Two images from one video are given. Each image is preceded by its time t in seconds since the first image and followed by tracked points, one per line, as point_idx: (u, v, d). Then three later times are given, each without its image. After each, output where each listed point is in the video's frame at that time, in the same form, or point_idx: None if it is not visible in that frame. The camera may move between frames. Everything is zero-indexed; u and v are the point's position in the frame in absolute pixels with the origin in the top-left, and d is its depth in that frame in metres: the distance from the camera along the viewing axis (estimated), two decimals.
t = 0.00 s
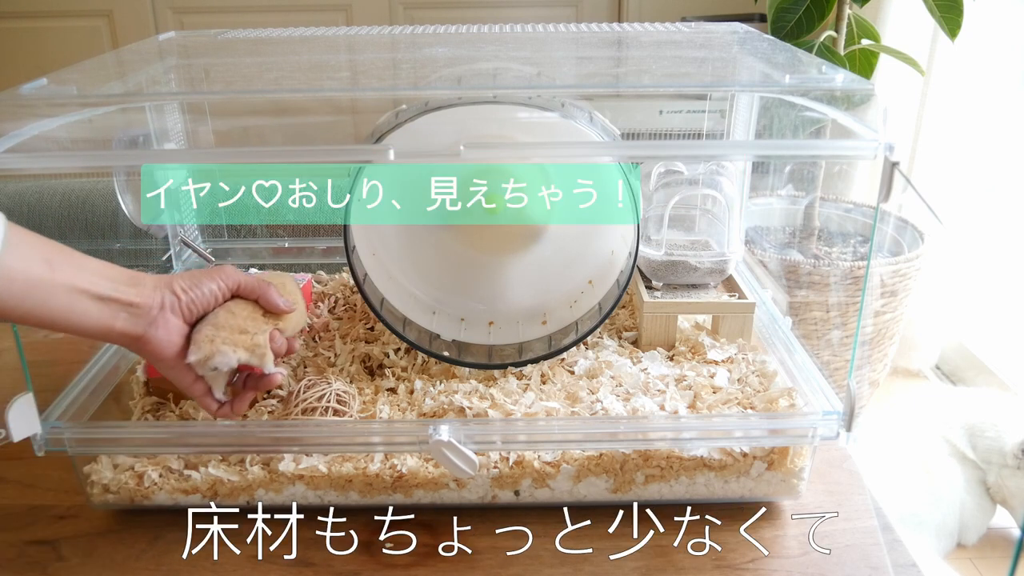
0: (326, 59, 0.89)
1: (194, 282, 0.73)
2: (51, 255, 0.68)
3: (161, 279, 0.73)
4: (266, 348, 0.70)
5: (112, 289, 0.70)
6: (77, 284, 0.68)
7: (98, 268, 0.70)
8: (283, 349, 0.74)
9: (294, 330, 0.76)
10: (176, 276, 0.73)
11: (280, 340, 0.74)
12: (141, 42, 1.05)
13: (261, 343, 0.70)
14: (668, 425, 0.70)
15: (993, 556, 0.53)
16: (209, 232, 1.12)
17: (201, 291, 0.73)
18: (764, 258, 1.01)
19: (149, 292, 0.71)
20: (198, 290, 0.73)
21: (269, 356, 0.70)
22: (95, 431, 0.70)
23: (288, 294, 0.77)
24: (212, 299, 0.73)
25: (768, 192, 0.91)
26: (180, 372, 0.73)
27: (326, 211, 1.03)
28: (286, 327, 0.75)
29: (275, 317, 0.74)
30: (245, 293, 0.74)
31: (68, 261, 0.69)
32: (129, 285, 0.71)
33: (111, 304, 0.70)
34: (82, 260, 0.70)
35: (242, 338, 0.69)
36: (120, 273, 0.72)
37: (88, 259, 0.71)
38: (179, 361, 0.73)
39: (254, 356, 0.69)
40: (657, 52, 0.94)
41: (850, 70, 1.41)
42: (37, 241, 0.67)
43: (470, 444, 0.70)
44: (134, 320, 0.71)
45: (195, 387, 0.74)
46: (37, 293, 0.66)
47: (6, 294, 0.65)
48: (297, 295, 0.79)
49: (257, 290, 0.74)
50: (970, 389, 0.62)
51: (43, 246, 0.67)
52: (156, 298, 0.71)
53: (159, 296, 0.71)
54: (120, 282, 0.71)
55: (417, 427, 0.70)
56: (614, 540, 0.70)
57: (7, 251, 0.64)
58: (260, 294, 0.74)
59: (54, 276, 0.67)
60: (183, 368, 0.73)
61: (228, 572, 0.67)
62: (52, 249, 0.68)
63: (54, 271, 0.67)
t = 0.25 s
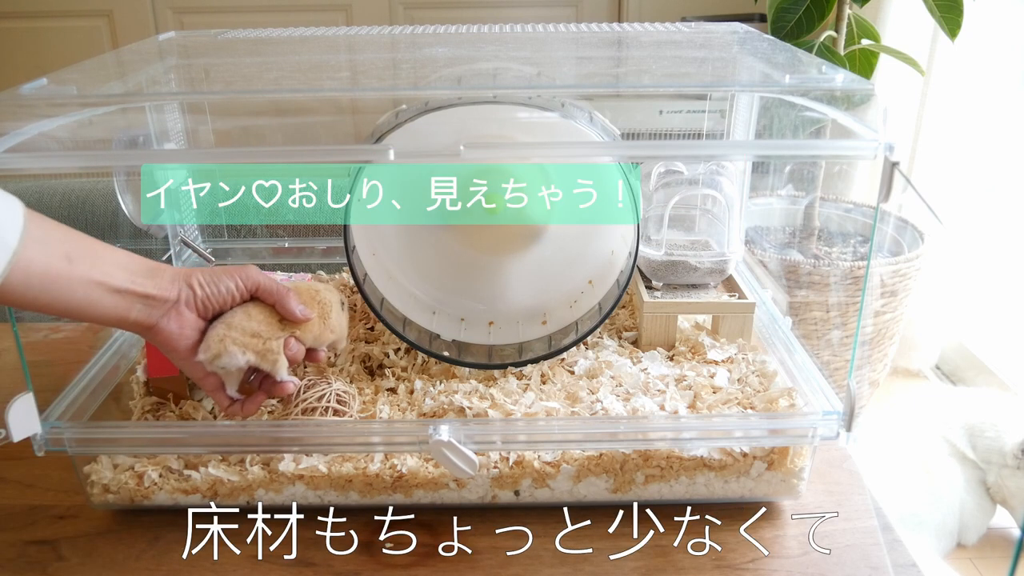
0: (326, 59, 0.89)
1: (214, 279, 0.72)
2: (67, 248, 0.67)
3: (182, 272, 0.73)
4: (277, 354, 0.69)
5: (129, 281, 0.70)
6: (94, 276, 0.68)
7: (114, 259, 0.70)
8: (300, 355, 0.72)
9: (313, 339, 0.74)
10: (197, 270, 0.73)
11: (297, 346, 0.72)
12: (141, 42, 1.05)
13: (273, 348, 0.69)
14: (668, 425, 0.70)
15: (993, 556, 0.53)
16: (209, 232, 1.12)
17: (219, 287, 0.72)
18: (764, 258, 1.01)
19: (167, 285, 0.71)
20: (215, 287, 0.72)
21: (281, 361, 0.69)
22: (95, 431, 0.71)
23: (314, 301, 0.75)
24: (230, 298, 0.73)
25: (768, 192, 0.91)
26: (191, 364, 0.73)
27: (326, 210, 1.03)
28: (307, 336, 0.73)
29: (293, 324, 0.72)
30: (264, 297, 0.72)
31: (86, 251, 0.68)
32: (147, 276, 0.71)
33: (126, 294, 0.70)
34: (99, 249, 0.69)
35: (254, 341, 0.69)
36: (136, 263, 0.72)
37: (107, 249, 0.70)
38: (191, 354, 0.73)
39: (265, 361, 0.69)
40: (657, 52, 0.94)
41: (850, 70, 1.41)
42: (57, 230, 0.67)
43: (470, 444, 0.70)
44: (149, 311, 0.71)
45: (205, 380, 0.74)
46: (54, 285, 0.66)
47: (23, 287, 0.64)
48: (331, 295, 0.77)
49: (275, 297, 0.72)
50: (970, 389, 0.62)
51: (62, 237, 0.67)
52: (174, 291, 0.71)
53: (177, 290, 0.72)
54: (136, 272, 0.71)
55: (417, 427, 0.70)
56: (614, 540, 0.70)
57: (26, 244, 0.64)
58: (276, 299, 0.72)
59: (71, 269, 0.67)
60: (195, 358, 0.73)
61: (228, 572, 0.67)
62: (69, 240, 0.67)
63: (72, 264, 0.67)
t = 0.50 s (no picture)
0: (326, 59, 0.89)
1: (211, 292, 0.74)
2: (70, 253, 0.67)
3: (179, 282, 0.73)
4: (263, 367, 0.73)
5: (129, 288, 0.70)
6: (94, 282, 0.68)
7: (115, 265, 0.70)
8: (286, 371, 0.76)
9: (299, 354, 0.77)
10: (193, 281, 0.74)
11: (282, 362, 0.75)
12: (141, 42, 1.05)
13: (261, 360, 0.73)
14: (668, 425, 0.70)
15: (993, 556, 0.53)
16: (209, 232, 1.12)
17: (217, 299, 0.74)
18: (764, 258, 1.01)
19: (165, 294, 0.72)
20: (213, 299, 0.74)
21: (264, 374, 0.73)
22: (95, 430, 0.71)
23: (303, 319, 0.78)
24: (226, 311, 0.74)
25: (768, 192, 0.91)
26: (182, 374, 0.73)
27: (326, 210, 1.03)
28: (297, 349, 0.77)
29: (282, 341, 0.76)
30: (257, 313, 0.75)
31: (88, 256, 0.68)
32: (146, 284, 0.71)
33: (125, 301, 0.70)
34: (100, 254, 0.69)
35: (246, 349, 0.72)
36: (135, 270, 0.72)
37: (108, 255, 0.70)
38: (184, 363, 0.73)
39: (251, 369, 0.73)
40: (657, 52, 0.94)
41: (850, 70, 1.41)
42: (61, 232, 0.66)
43: (470, 444, 0.70)
44: (145, 318, 0.71)
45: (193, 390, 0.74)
46: (55, 290, 0.66)
47: (23, 291, 0.64)
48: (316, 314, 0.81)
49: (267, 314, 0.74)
50: (970, 389, 0.62)
51: (66, 241, 0.66)
52: (172, 300, 0.72)
53: (175, 299, 0.72)
54: (136, 279, 0.71)
55: (417, 427, 0.70)
56: (614, 540, 0.70)
57: (31, 249, 0.63)
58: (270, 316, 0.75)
59: (73, 276, 0.66)
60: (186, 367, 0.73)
61: (228, 572, 0.67)
62: (73, 245, 0.67)
63: (74, 270, 0.66)
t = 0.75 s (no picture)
0: (326, 59, 0.89)
1: (213, 307, 0.73)
2: (71, 260, 0.65)
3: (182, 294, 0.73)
4: (262, 391, 0.74)
5: (130, 298, 0.69)
6: (94, 291, 0.67)
7: (117, 273, 0.69)
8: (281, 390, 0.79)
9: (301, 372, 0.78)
10: (195, 293, 0.74)
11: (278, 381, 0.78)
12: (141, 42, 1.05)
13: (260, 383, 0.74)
14: (668, 425, 0.70)
15: (993, 556, 0.53)
16: (209, 232, 1.12)
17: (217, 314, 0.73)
18: (764, 258, 1.01)
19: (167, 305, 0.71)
20: (213, 313, 0.73)
21: (260, 400, 0.74)
22: (95, 430, 0.71)
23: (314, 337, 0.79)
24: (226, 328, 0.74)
25: (768, 192, 0.91)
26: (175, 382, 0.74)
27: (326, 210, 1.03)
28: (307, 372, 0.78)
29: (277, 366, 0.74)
30: (256, 335, 0.74)
31: (89, 263, 0.67)
32: (148, 293, 0.70)
33: (125, 311, 0.69)
34: (102, 261, 0.68)
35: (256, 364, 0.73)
36: (137, 279, 0.71)
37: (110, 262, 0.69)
38: (178, 371, 0.74)
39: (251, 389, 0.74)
40: (657, 52, 0.94)
41: (850, 70, 1.41)
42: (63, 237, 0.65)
43: (470, 444, 0.70)
44: (144, 327, 0.71)
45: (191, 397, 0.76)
46: (53, 297, 0.64)
47: (23, 297, 0.63)
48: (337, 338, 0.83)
49: (267, 338, 0.74)
50: (970, 389, 0.62)
51: (67, 247, 0.65)
52: (172, 311, 0.72)
53: (175, 310, 0.72)
54: (138, 288, 0.70)
55: (417, 427, 0.70)
56: (614, 540, 0.70)
57: (34, 257, 0.62)
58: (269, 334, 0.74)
59: (73, 284, 0.65)
60: (182, 377, 0.74)
61: (228, 572, 0.67)
62: (75, 251, 0.65)
63: (75, 277, 0.65)
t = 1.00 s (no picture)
0: (326, 59, 0.89)
1: (215, 318, 0.74)
2: (75, 273, 0.63)
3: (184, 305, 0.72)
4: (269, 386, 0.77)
5: (135, 310, 0.68)
6: (100, 304, 0.65)
7: (121, 285, 0.67)
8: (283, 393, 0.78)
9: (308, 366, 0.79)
10: (196, 304, 0.73)
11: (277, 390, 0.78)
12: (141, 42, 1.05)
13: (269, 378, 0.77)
14: (668, 425, 0.70)
15: (993, 556, 0.53)
16: (209, 232, 1.13)
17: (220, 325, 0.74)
18: (764, 258, 1.01)
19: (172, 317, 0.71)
20: (217, 324, 0.74)
21: (275, 389, 0.77)
22: (95, 430, 0.71)
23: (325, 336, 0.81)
24: (227, 339, 0.75)
25: (768, 192, 0.91)
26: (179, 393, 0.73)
27: (326, 209, 1.03)
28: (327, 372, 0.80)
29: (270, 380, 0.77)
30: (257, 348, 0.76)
31: (93, 274, 0.65)
32: (152, 305, 0.69)
33: (132, 324, 0.68)
34: (105, 273, 0.66)
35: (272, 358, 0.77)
36: (141, 289, 0.69)
37: (113, 273, 0.67)
38: (182, 382, 0.73)
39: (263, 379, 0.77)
40: (657, 52, 0.94)
41: (850, 70, 1.41)
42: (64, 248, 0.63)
43: (470, 444, 0.70)
44: (149, 339, 0.70)
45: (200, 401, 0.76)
46: (57, 311, 0.63)
47: (28, 310, 0.61)
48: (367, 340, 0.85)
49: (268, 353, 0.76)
50: (970, 390, 0.62)
51: (70, 259, 0.63)
52: (177, 323, 0.71)
53: (180, 321, 0.71)
54: (142, 299, 0.69)
55: (417, 427, 0.70)
56: (614, 540, 0.70)
57: (37, 268, 0.60)
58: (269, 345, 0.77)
59: (77, 297, 0.63)
60: (185, 387, 0.74)
61: (228, 572, 0.67)
62: (78, 263, 0.64)
63: (80, 290, 0.64)
